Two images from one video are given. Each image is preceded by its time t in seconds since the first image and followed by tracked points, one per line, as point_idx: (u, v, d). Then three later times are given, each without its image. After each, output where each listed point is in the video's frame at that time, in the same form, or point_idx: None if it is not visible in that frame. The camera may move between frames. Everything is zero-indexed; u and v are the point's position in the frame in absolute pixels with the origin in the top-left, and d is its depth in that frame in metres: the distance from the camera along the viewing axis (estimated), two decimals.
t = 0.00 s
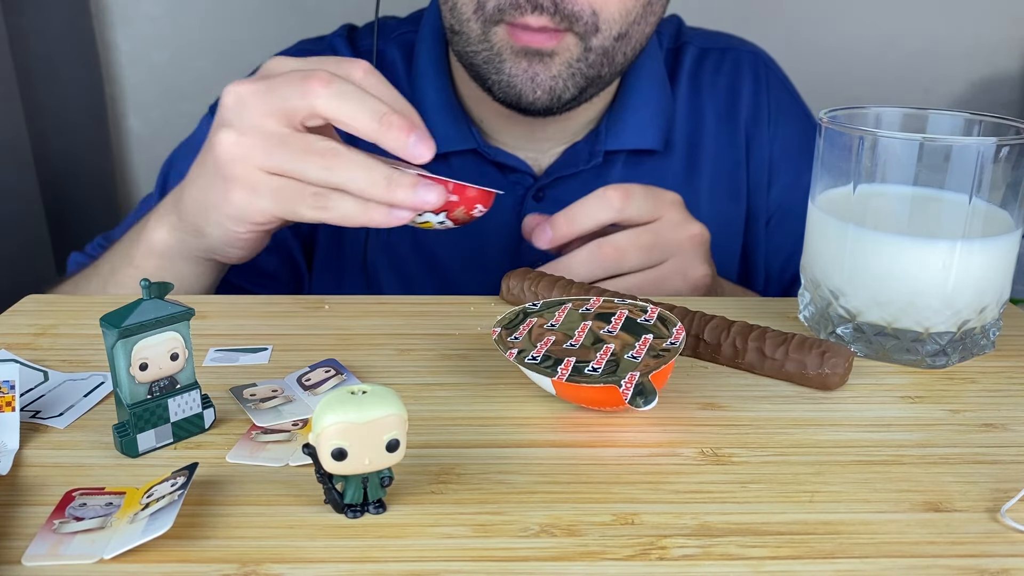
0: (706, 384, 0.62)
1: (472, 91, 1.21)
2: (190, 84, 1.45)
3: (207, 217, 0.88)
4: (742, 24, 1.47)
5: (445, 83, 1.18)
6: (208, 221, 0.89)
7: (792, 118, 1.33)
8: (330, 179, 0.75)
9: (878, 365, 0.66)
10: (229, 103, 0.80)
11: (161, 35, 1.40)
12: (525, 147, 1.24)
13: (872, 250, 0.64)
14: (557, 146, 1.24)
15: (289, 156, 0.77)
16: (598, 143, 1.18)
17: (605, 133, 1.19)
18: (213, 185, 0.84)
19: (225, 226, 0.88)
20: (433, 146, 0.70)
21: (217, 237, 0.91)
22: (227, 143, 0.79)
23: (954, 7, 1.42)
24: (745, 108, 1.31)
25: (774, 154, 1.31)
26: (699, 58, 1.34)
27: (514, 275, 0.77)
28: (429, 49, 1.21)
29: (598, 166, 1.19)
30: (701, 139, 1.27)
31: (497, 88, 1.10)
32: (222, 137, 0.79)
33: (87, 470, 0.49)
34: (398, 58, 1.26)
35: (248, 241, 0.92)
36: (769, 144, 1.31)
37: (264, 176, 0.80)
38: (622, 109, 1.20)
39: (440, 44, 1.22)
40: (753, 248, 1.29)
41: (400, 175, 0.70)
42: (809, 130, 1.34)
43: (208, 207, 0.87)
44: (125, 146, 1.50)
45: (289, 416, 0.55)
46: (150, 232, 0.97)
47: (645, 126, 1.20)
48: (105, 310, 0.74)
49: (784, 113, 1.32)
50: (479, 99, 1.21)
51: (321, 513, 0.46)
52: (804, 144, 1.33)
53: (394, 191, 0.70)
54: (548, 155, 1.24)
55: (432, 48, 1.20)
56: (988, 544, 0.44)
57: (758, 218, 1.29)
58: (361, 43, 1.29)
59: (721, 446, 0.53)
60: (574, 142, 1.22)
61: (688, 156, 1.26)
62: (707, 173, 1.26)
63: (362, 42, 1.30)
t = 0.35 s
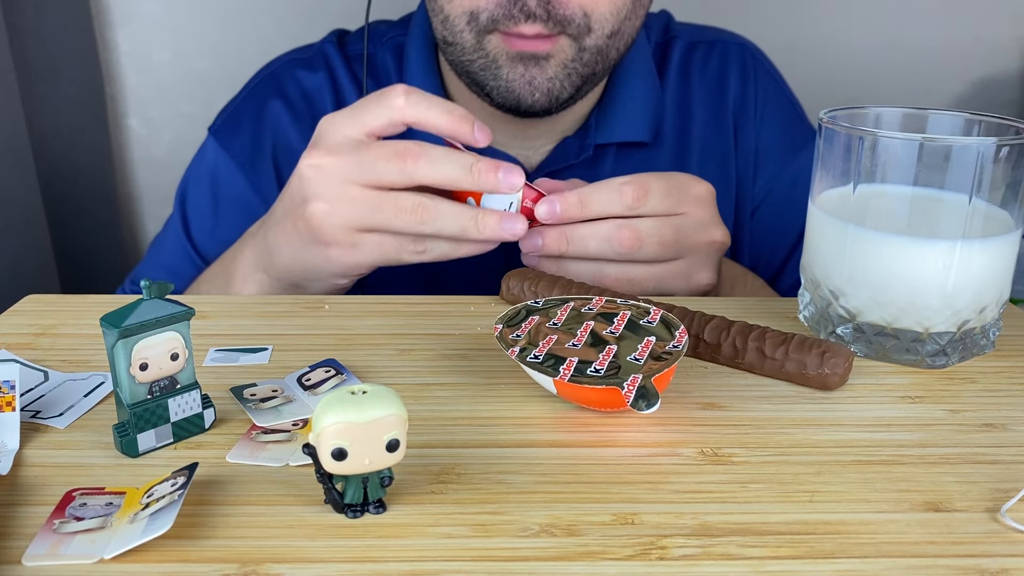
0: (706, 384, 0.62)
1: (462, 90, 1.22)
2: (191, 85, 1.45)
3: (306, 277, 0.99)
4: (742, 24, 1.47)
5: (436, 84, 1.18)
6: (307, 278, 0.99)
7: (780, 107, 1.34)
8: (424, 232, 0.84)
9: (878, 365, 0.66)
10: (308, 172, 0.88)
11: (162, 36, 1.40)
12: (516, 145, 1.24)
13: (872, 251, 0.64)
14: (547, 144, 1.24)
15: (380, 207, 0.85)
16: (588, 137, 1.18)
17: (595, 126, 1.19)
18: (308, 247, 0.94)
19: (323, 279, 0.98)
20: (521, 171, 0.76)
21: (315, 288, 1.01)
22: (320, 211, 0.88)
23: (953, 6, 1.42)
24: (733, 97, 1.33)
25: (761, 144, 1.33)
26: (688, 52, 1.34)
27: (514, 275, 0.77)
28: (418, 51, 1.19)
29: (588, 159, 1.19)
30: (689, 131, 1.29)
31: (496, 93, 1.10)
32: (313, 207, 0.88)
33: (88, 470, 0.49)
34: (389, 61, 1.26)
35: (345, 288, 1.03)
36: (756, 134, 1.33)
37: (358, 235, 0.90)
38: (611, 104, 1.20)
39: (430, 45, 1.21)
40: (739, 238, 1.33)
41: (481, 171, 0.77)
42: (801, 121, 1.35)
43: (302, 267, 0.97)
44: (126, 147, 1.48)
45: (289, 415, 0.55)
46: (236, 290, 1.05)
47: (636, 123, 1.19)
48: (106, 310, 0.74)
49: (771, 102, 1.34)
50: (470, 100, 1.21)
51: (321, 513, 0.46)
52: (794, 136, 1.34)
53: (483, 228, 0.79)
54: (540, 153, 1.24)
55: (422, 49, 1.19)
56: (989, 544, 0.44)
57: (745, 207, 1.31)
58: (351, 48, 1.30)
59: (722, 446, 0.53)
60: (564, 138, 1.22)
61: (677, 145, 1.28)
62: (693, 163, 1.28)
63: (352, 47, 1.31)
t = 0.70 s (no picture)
0: (706, 384, 0.62)
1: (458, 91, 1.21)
2: (191, 85, 1.44)
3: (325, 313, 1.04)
4: (742, 24, 1.47)
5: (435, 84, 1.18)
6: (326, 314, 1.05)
7: (779, 104, 1.34)
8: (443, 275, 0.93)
9: (878, 365, 0.66)
10: (315, 243, 0.94)
11: (162, 36, 1.40)
12: (514, 143, 1.24)
13: (872, 251, 0.64)
14: (546, 143, 1.24)
15: (393, 271, 0.93)
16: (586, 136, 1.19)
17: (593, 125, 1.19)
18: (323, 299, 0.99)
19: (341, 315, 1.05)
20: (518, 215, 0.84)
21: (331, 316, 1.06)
22: (333, 278, 0.93)
23: (952, 6, 1.42)
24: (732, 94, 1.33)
25: (761, 141, 1.33)
26: (687, 51, 1.34)
27: (513, 275, 0.77)
28: (417, 52, 1.20)
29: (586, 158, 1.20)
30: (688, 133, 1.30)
31: (491, 93, 1.10)
32: (324, 277, 0.93)
33: (88, 470, 0.49)
34: (388, 61, 1.27)
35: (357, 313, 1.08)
36: (756, 131, 1.33)
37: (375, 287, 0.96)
38: (610, 102, 1.20)
39: (429, 46, 1.21)
40: (741, 234, 1.32)
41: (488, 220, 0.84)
42: (801, 119, 1.35)
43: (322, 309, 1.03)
44: (126, 146, 1.48)
45: (289, 416, 0.55)
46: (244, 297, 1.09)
47: (634, 122, 1.19)
48: (106, 310, 0.74)
49: (770, 99, 1.34)
50: (467, 99, 1.21)
51: (321, 513, 0.46)
52: (794, 132, 1.34)
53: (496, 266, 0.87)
54: (539, 151, 1.25)
55: (420, 49, 1.20)
56: (988, 544, 0.44)
57: (744, 205, 1.31)
58: (348, 49, 1.30)
59: (722, 446, 0.54)
60: (563, 137, 1.22)
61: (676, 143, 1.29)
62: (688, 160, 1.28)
63: (350, 47, 1.31)
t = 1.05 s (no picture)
0: (706, 384, 0.62)
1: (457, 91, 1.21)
2: (191, 84, 1.44)
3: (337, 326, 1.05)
4: (742, 24, 1.47)
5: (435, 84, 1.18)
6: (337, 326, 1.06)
7: (779, 103, 1.34)
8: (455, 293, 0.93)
9: (878, 365, 0.66)
10: (328, 260, 0.94)
11: (162, 36, 1.40)
12: (514, 142, 1.24)
13: (872, 251, 0.64)
14: (546, 142, 1.25)
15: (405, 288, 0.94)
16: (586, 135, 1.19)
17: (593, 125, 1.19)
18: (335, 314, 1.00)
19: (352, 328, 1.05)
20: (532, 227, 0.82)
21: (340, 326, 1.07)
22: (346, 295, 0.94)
23: (951, 7, 1.42)
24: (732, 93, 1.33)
25: (762, 139, 1.33)
26: (687, 50, 1.34)
27: (513, 275, 0.77)
28: (417, 52, 1.20)
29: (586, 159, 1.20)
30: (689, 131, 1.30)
31: (491, 91, 1.10)
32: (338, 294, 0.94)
33: (88, 470, 0.49)
34: (388, 61, 1.27)
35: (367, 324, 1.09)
36: (756, 129, 1.33)
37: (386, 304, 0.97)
38: (610, 101, 1.20)
39: (428, 45, 1.21)
40: (741, 234, 1.32)
41: (497, 230, 0.83)
42: (801, 118, 1.35)
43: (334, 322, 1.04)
44: (126, 146, 1.48)
45: (289, 416, 0.55)
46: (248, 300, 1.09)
47: (634, 121, 1.19)
48: (106, 310, 0.74)
49: (770, 98, 1.34)
50: (467, 99, 1.20)
51: (321, 513, 0.46)
52: (795, 130, 1.34)
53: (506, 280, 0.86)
54: (539, 150, 1.25)
55: (421, 49, 1.20)
56: (988, 544, 0.44)
57: (745, 203, 1.31)
58: (348, 49, 1.30)
59: (722, 446, 0.54)
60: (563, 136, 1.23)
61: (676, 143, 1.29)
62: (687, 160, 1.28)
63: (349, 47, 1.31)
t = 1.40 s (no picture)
0: (706, 384, 0.62)
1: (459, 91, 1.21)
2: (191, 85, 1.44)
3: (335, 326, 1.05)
4: (741, 25, 1.47)
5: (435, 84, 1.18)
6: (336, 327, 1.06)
7: (780, 102, 1.34)
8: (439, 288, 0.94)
9: (878, 365, 0.66)
10: (318, 247, 0.95)
11: (162, 37, 1.40)
12: (515, 143, 1.25)
13: (872, 250, 0.65)
14: (547, 142, 1.25)
15: (391, 278, 0.94)
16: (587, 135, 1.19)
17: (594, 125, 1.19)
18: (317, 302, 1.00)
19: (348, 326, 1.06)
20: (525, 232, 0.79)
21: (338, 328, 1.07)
22: (332, 282, 0.95)
23: (951, 7, 1.42)
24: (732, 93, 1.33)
25: (763, 138, 1.33)
26: (687, 49, 1.34)
27: (513, 275, 0.77)
28: (417, 52, 1.20)
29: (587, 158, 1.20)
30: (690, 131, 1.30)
31: (495, 93, 1.10)
32: (325, 281, 0.94)
33: (88, 470, 0.49)
34: (388, 61, 1.27)
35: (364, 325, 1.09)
36: (757, 129, 1.33)
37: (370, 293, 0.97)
38: (610, 101, 1.20)
39: (429, 45, 1.21)
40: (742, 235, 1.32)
41: (489, 231, 0.81)
42: (802, 118, 1.35)
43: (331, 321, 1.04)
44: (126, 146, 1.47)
45: (289, 416, 0.55)
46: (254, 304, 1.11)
47: (635, 121, 1.19)
48: (106, 310, 0.74)
49: (770, 97, 1.34)
50: (467, 98, 1.20)
51: (321, 513, 0.46)
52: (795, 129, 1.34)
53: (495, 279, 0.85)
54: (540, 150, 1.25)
55: (421, 49, 1.20)
56: (988, 544, 0.44)
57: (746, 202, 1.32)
58: (348, 49, 1.30)
59: (722, 445, 0.54)
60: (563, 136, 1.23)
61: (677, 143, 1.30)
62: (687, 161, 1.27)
63: (349, 47, 1.31)
